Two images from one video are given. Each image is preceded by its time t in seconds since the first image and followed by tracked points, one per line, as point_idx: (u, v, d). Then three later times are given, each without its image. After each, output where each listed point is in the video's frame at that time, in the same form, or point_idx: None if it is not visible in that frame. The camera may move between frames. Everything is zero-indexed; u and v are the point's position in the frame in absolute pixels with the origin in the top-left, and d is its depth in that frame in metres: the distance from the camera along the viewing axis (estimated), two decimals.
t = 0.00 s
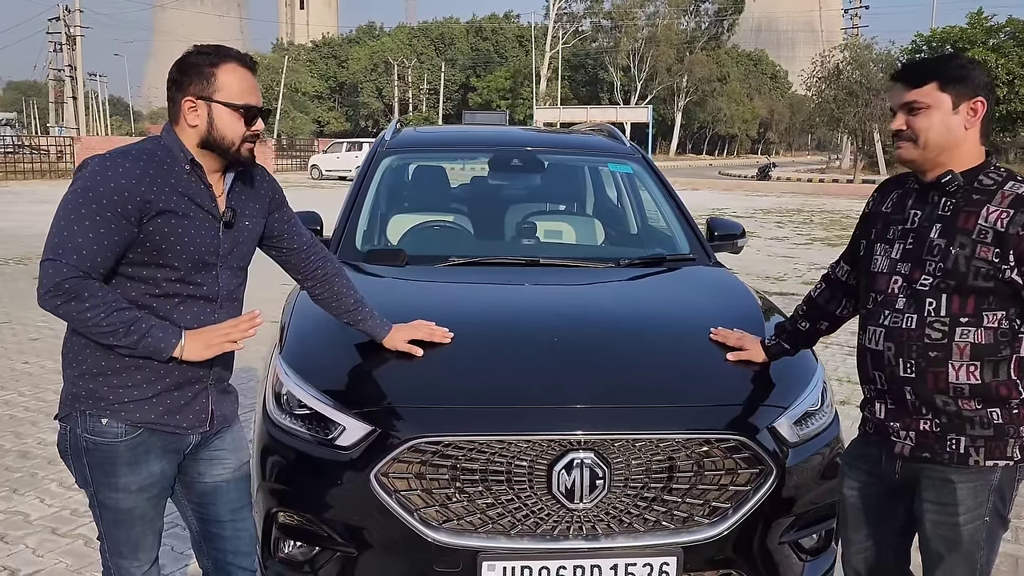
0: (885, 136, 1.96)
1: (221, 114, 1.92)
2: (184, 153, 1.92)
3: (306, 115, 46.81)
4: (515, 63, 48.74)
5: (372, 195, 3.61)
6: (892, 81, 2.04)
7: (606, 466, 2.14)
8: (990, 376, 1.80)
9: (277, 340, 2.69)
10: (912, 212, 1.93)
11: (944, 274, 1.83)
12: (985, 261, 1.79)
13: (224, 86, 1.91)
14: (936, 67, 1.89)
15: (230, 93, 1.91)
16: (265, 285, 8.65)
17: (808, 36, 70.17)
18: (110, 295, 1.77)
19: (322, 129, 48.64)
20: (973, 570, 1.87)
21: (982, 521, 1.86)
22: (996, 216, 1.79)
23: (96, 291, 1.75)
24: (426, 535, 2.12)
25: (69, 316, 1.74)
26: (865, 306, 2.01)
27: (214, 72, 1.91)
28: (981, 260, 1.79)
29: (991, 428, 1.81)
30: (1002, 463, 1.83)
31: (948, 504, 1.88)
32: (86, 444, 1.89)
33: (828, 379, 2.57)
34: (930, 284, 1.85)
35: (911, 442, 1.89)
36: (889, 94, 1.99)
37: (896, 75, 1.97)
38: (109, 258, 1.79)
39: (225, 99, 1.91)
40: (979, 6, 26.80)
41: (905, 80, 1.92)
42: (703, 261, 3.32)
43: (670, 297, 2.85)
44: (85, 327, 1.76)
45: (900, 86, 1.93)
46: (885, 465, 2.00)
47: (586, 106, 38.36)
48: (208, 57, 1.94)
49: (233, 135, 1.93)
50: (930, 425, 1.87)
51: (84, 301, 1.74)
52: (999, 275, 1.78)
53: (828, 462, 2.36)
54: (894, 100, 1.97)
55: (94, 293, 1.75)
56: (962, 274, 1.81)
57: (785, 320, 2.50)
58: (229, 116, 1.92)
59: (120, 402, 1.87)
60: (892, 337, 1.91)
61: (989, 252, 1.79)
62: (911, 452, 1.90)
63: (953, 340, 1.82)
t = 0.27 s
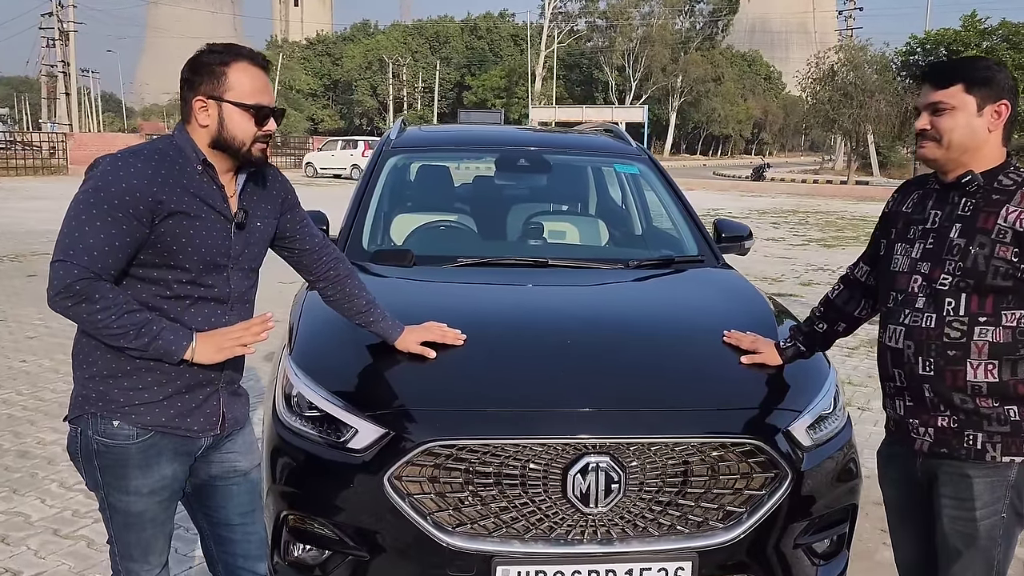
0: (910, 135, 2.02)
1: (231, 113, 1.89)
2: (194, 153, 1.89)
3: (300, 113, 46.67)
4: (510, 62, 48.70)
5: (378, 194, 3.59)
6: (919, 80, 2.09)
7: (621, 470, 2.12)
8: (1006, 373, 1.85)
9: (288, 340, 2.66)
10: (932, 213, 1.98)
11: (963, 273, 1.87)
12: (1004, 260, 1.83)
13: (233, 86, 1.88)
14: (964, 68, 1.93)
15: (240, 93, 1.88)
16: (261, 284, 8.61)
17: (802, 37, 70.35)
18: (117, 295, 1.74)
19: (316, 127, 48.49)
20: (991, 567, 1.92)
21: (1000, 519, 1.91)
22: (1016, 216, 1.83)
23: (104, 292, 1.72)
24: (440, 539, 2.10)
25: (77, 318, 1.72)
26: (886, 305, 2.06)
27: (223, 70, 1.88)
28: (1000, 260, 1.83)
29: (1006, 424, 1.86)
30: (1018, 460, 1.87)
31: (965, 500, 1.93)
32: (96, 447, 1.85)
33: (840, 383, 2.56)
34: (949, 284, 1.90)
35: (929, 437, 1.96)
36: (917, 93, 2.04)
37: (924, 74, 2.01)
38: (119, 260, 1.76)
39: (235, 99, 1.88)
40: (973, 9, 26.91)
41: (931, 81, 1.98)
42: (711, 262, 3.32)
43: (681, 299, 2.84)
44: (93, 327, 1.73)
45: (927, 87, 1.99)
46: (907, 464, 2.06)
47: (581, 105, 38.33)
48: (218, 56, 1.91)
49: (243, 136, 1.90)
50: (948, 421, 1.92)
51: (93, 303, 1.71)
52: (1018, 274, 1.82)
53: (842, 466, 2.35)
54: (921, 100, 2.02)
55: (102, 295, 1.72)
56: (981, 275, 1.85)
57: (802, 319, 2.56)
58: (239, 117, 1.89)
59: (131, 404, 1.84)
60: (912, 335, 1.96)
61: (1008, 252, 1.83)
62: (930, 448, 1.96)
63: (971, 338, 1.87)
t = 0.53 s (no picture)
0: (928, 142, 2.05)
1: (240, 112, 1.85)
2: (212, 153, 1.86)
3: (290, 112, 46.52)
4: (500, 62, 48.70)
5: (384, 195, 3.55)
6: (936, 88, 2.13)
7: (641, 474, 2.10)
8: None
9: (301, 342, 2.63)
10: (960, 219, 2.00)
11: (999, 277, 1.90)
12: None
13: (243, 84, 1.85)
14: (981, 76, 1.96)
15: (250, 91, 1.85)
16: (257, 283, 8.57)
17: (790, 38, 70.61)
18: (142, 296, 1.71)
19: (306, 126, 48.36)
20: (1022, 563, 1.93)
21: None
22: None
23: (129, 295, 1.69)
24: (459, 544, 2.07)
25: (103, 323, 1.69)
26: (920, 311, 2.08)
27: (233, 68, 1.86)
28: None
29: None
30: None
31: (1002, 493, 1.94)
32: (112, 452, 1.82)
33: (858, 386, 2.55)
34: (986, 288, 1.92)
35: (970, 435, 1.97)
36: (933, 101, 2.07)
37: (940, 82, 2.05)
38: (140, 262, 1.73)
39: (245, 97, 1.85)
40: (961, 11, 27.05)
41: (947, 90, 2.01)
42: (722, 263, 3.31)
43: (694, 301, 2.83)
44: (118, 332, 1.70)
45: (944, 94, 2.02)
46: (944, 460, 2.08)
47: (571, 105, 38.35)
48: (229, 54, 1.88)
49: (253, 134, 1.86)
50: (989, 419, 1.94)
51: (119, 307, 1.68)
52: None
53: (861, 469, 2.35)
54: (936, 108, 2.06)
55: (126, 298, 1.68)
56: (1017, 277, 1.88)
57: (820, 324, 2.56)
58: (250, 115, 1.86)
59: (148, 409, 1.80)
60: (950, 340, 1.98)
61: None
62: (970, 445, 1.98)
63: (1012, 341, 1.89)
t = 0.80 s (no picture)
0: (944, 144, 2.09)
1: (243, 109, 1.83)
2: (219, 151, 1.83)
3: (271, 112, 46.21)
4: (482, 62, 48.62)
5: (382, 194, 3.52)
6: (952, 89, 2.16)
7: (654, 476, 2.09)
8: None
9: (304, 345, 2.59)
10: (979, 219, 2.04)
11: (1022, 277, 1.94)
12: None
13: (244, 81, 1.82)
14: (997, 77, 2.00)
15: (252, 87, 1.82)
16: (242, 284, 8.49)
17: (770, 38, 70.98)
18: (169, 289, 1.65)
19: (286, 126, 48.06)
20: None
21: None
22: None
23: (153, 289, 1.63)
24: (472, 548, 2.05)
25: (126, 323, 1.63)
26: (939, 310, 2.12)
27: (234, 65, 1.83)
28: None
29: None
30: None
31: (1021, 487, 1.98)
32: (120, 458, 1.78)
33: (863, 387, 2.55)
34: (1009, 288, 1.96)
35: (989, 432, 2.02)
36: (949, 103, 2.11)
37: (957, 84, 2.09)
38: (158, 260, 1.69)
39: (247, 95, 1.83)
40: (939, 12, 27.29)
41: (964, 91, 2.04)
42: (722, 263, 3.31)
43: (695, 301, 2.83)
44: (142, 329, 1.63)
45: (960, 96, 2.05)
46: (959, 456, 2.12)
47: (553, 105, 38.36)
48: (229, 53, 1.86)
49: (257, 132, 1.83)
50: (1008, 416, 1.99)
51: (142, 302, 1.62)
52: None
53: (868, 468, 2.35)
54: (953, 109, 2.09)
55: (149, 293, 1.62)
56: None
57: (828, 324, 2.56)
58: (253, 114, 1.83)
59: (157, 414, 1.77)
60: (972, 339, 2.03)
61: None
62: (988, 442, 2.02)
63: None
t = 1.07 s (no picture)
0: (963, 135, 2.11)
1: (256, 104, 1.82)
2: (227, 147, 1.81)
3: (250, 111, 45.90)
4: (462, 61, 48.54)
5: (375, 193, 3.49)
6: (974, 83, 2.19)
7: (661, 473, 2.09)
8: None
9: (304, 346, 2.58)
10: (987, 212, 2.06)
11: None
12: None
13: (256, 74, 1.82)
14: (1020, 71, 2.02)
15: (264, 81, 1.82)
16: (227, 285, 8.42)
17: (748, 37, 71.32)
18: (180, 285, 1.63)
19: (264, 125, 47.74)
20: None
21: None
22: None
23: (165, 286, 1.61)
24: (480, 547, 2.05)
25: (141, 323, 1.60)
26: (941, 303, 2.14)
27: (245, 59, 1.83)
28: None
29: None
30: None
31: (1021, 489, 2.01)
32: (128, 461, 1.76)
33: (863, 383, 2.57)
34: (1014, 281, 1.98)
35: (986, 429, 2.04)
36: (971, 95, 2.13)
37: (982, 75, 2.11)
38: (169, 258, 1.66)
39: (260, 88, 1.82)
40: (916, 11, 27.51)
41: (989, 83, 2.06)
42: (718, 260, 3.32)
43: (694, 299, 2.84)
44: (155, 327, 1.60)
45: (985, 87, 2.07)
46: (956, 455, 2.14)
47: (533, 104, 38.36)
48: (237, 47, 1.85)
49: (271, 126, 1.83)
50: (1006, 414, 2.01)
51: (153, 300, 1.59)
52: None
53: (870, 463, 2.37)
54: (975, 101, 2.12)
55: (162, 291, 1.60)
56: None
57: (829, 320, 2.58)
58: (267, 108, 1.83)
59: (167, 415, 1.75)
60: (973, 331, 2.05)
61: None
62: (985, 440, 2.05)
63: None
